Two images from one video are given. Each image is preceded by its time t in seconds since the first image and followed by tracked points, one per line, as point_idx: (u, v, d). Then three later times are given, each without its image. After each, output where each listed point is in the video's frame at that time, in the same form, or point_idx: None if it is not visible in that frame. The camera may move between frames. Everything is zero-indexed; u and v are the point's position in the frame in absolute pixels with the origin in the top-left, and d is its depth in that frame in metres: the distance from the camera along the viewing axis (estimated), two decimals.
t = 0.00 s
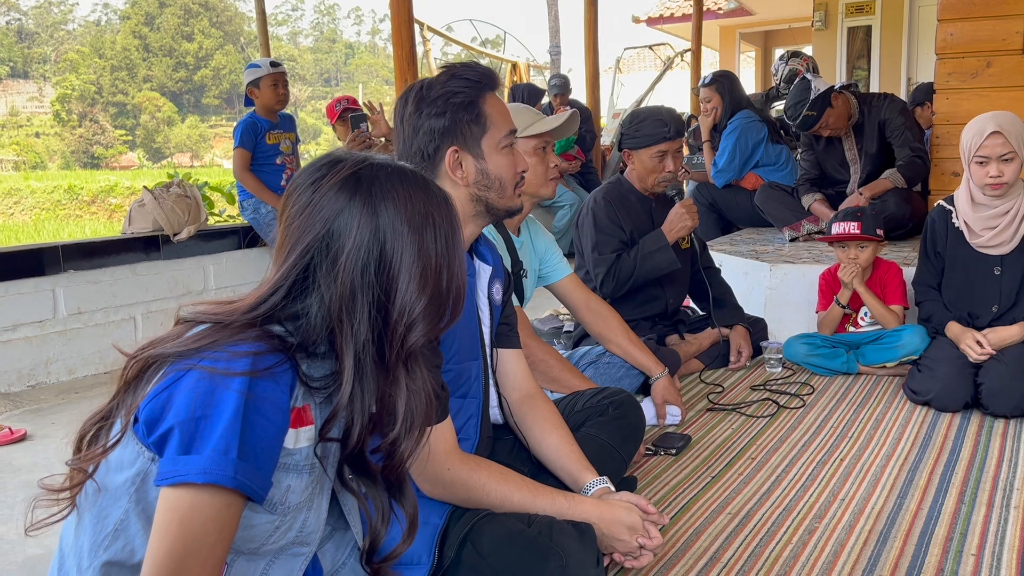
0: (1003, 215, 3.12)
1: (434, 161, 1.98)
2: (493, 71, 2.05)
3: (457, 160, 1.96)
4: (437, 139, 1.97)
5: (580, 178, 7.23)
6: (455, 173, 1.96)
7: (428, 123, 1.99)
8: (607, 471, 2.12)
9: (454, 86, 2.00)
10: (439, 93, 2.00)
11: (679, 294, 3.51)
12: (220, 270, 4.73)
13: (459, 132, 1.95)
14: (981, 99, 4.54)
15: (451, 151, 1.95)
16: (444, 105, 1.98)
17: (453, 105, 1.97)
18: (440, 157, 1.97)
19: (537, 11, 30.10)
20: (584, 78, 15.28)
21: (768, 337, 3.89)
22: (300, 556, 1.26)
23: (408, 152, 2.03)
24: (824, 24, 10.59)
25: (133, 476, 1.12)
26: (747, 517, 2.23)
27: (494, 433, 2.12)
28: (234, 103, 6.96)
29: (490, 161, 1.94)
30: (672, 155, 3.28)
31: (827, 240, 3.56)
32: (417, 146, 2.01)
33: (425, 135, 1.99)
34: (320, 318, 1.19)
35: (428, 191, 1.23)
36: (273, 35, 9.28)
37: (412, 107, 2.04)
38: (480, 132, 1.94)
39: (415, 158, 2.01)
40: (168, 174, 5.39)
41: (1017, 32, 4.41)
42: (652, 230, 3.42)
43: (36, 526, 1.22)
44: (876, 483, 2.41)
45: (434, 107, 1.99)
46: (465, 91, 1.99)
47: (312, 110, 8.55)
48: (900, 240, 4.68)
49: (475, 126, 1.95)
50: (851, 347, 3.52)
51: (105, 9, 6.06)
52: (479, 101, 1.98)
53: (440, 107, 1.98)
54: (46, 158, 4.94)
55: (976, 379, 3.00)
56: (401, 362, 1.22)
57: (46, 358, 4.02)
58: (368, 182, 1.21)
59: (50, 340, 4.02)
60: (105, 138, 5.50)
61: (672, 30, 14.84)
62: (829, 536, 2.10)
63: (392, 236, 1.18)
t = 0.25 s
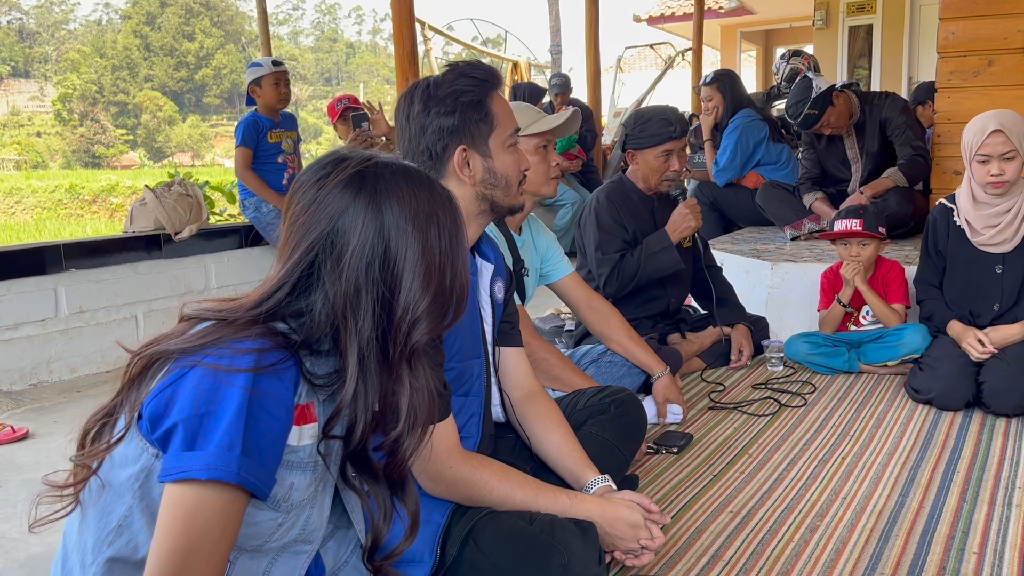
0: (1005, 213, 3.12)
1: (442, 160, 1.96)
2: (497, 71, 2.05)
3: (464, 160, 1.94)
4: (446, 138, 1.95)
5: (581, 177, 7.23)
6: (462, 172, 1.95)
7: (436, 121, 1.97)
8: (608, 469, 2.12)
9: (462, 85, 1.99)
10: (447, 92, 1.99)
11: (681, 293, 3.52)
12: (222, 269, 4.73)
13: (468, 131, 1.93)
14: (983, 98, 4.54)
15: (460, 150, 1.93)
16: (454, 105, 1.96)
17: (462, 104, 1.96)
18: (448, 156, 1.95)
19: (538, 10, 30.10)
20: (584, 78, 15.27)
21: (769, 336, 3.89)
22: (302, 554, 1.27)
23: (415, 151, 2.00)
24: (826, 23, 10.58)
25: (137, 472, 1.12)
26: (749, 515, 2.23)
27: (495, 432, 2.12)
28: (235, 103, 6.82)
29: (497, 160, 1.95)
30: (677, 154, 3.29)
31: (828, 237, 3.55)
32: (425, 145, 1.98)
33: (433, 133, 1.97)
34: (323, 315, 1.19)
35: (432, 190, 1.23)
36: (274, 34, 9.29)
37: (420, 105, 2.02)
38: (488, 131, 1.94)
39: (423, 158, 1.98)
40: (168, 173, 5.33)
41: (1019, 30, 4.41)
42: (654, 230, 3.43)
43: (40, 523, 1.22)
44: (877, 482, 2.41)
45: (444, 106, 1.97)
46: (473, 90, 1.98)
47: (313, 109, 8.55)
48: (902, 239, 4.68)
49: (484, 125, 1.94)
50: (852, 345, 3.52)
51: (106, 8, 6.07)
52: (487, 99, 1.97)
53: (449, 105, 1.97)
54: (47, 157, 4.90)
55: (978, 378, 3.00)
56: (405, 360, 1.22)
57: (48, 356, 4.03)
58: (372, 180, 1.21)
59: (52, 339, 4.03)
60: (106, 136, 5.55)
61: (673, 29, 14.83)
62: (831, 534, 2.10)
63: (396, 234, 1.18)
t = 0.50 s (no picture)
0: (1006, 213, 3.11)
1: (443, 160, 1.95)
2: (498, 70, 2.04)
3: (465, 160, 1.94)
4: (447, 138, 1.94)
5: (581, 177, 7.22)
6: (463, 173, 1.95)
7: (438, 121, 1.96)
8: (609, 469, 2.12)
9: (462, 85, 1.98)
10: (448, 92, 1.99)
11: (682, 293, 3.52)
12: (222, 269, 4.73)
13: (468, 131, 1.93)
14: (984, 97, 4.53)
15: (461, 150, 1.93)
16: (455, 104, 1.96)
17: (463, 104, 1.95)
18: (449, 156, 1.94)
19: (538, 10, 30.08)
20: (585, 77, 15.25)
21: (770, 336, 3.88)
22: (304, 554, 1.26)
23: (416, 151, 2.00)
24: (827, 22, 10.56)
25: (139, 472, 1.12)
26: (749, 516, 2.22)
27: (496, 431, 2.12)
28: (235, 103, 6.69)
29: (498, 160, 1.94)
30: (677, 156, 3.28)
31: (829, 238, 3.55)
32: (426, 144, 1.97)
33: (434, 133, 1.96)
34: (326, 316, 1.19)
35: (434, 190, 1.23)
36: (274, 34, 9.30)
37: (420, 105, 2.01)
38: (489, 131, 1.94)
39: (424, 158, 1.97)
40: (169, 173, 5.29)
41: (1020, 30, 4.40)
42: (655, 230, 3.42)
43: (41, 523, 1.22)
44: (878, 482, 2.40)
45: (444, 106, 1.97)
46: (474, 90, 1.98)
47: (313, 109, 8.54)
48: (903, 239, 4.67)
49: (485, 125, 1.94)
50: (853, 345, 3.52)
51: (106, 7, 6.07)
52: (488, 99, 1.97)
53: (450, 105, 1.96)
54: (48, 156, 4.91)
55: (979, 377, 2.99)
56: (407, 359, 1.22)
57: (48, 356, 4.03)
58: (374, 180, 1.21)
59: (52, 339, 4.03)
60: (107, 136, 5.57)
61: (674, 29, 14.81)
62: (833, 534, 2.10)
63: (398, 234, 1.18)
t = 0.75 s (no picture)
0: (1005, 212, 3.12)
1: (441, 159, 1.95)
2: (496, 69, 2.05)
3: (463, 159, 1.94)
4: (445, 137, 1.94)
5: (581, 176, 7.22)
6: (461, 172, 1.95)
7: (435, 120, 1.96)
8: (608, 468, 2.12)
9: (460, 84, 1.98)
10: (446, 91, 1.98)
11: (681, 293, 3.52)
12: (222, 268, 4.73)
13: (467, 131, 1.93)
14: (984, 97, 4.53)
15: (459, 150, 1.93)
16: (453, 103, 1.96)
17: (461, 103, 1.95)
18: (447, 156, 1.94)
19: (539, 10, 30.08)
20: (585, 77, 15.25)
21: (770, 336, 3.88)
22: (302, 554, 1.26)
23: (414, 150, 1.99)
24: (827, 22, 10.55)
25: (137, 471, 1.12)
26: (748, 515, 2.22)
27: (495, 431, 2.12)
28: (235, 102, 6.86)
29: (496, 159, 1.94)
30: (677, 155, 3.28)
31: (827, 237, 3.55)
32: (424, 144, 1.97)
33: (432, 132, 1.96)
34: (324, 315, 1.19)
35: (433, 190, 1.23)
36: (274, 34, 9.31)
37: (418, 104, 2.00)
38: (488, 130, 1.94)
39: (422, 157, 1.97)
40: (169, 174, 5.29)
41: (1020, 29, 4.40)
42: (654, 229, 3.43)
43: (39, 521, 1.22)
44: (877, 481, 2.40)
45: (442, 105, 1.97)
46: (472, 89, 1.98)
47: (313, 108, 8.55)
48: (903, 238, 4.67)
49: (483, 124, 1.94)
50: (853, 344, 3.52)
51: (107, 7, 6.08)
52: (486, 99, 1.97)
53: (448, 104, 1.96)
54: (49, 156, 4.93)
55: (978, 377, 2.99)
56: (406, 359, 1.22)
57: (48, 356, 4.03)
58: (373, 179, 1.21)
59: (52, 339, 4.03)
60: (107, 136, 5.61)
61: (675, 28, 14.81)
62: (831, 534, 2.10)
63: (397, 234, 1.18)
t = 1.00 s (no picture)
0: (1005, 212, 3.11)
1: (442, 159, 1.94)
2: (497, 69, 2.05)
3: (465, 159, 1.94)
4: (446, 137, 1.94)
5: (582, 176, 7.22)
6: (462, 172, 1.94)
7: (437, 120, 1.96)
8: (608, 469, 2.12)
9: (462, 84, 1.98)
10: (448, 90, 1.98)
11: (682, 293, 3.52)
12: (222, 268, 4.73)
13: (468, 131, 1.93)
14: (984, 97, 4.53)
15: (460, 149, 1.93)
16: (454, 103, 1.95)
17: (463, 103, 1.95)
18: (448, 156, 1.94)
19: (539, 10, 30.08)
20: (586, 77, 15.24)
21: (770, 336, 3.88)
22: (301, 555, 1.26)
23: (415, 150, 1.99)
24: (828, 22, 10.56)
25: (135, 472, 1.12)
26: (748, 515, 2.22)
27: (495, 431, 2.12)
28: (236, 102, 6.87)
29: (498, 159, 1.94)
30: (679, 154, 3.28)
31: (828, 238, 3.55)
32: (425, 143, 1.97)
33: (433, 132, 1.95)
34: (323, 317, 1.19)
35: (433, 191, 1.23)
36: (274, 33, 9.32)
37: (420, 104, 2.00)
38: (489, 130, 1.94)
39: (423, 157, 1.97)
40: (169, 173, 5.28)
41: (1020, 29, 4.40)
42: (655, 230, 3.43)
43: (38, 522, 1.22)
44: (877, 481, 2.40)
45: (444, 105, 1.96)
46: (474, 89, 1.97)
47: (313, 108, 8.54)
48: (903, 239, 4.67)
49: (484, 124, 1.94)
50: (853, 344, 3.52)
51: (107, 7, 6.08)
52: (488, 99, 1.97)
53: (450, 104, 1.95)
54: (49, 155, 4.91)
55: (978, 377, 2.99)
56: (405, 360, 1.22)
57: (48, 356, 4.03)
58: (372, 181, 1.21)
59: (52, 338, 4.03)
60: (108, 135, 5.59)
61: (675, 28, 14.81)
62: (831, 534, 2.10)
63: (396, 236, 1.18)
